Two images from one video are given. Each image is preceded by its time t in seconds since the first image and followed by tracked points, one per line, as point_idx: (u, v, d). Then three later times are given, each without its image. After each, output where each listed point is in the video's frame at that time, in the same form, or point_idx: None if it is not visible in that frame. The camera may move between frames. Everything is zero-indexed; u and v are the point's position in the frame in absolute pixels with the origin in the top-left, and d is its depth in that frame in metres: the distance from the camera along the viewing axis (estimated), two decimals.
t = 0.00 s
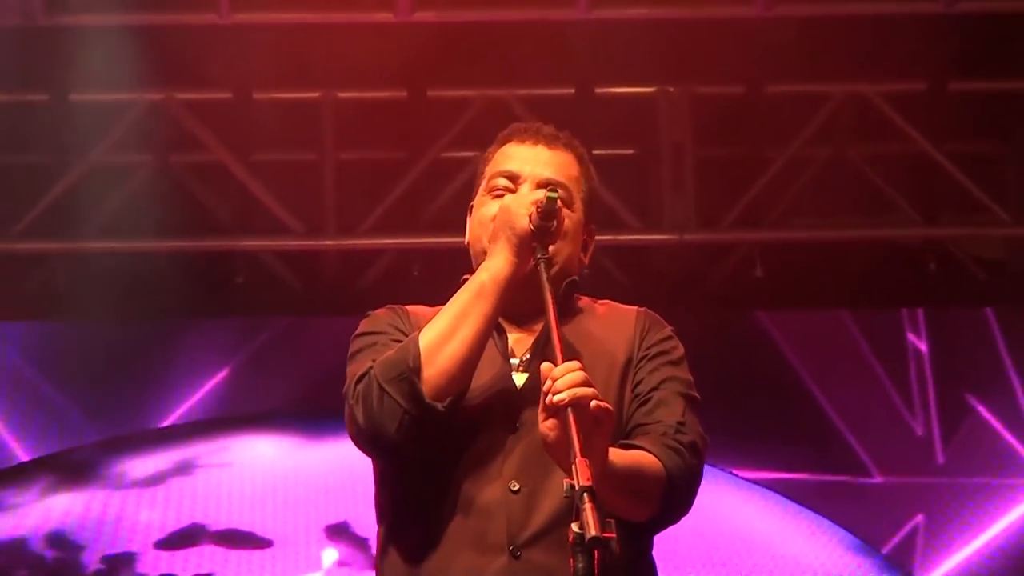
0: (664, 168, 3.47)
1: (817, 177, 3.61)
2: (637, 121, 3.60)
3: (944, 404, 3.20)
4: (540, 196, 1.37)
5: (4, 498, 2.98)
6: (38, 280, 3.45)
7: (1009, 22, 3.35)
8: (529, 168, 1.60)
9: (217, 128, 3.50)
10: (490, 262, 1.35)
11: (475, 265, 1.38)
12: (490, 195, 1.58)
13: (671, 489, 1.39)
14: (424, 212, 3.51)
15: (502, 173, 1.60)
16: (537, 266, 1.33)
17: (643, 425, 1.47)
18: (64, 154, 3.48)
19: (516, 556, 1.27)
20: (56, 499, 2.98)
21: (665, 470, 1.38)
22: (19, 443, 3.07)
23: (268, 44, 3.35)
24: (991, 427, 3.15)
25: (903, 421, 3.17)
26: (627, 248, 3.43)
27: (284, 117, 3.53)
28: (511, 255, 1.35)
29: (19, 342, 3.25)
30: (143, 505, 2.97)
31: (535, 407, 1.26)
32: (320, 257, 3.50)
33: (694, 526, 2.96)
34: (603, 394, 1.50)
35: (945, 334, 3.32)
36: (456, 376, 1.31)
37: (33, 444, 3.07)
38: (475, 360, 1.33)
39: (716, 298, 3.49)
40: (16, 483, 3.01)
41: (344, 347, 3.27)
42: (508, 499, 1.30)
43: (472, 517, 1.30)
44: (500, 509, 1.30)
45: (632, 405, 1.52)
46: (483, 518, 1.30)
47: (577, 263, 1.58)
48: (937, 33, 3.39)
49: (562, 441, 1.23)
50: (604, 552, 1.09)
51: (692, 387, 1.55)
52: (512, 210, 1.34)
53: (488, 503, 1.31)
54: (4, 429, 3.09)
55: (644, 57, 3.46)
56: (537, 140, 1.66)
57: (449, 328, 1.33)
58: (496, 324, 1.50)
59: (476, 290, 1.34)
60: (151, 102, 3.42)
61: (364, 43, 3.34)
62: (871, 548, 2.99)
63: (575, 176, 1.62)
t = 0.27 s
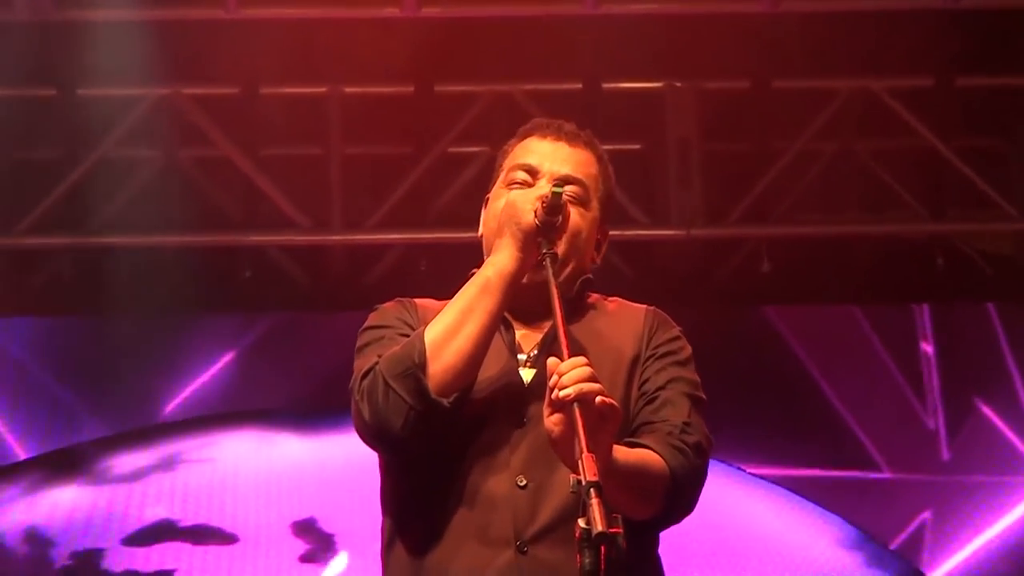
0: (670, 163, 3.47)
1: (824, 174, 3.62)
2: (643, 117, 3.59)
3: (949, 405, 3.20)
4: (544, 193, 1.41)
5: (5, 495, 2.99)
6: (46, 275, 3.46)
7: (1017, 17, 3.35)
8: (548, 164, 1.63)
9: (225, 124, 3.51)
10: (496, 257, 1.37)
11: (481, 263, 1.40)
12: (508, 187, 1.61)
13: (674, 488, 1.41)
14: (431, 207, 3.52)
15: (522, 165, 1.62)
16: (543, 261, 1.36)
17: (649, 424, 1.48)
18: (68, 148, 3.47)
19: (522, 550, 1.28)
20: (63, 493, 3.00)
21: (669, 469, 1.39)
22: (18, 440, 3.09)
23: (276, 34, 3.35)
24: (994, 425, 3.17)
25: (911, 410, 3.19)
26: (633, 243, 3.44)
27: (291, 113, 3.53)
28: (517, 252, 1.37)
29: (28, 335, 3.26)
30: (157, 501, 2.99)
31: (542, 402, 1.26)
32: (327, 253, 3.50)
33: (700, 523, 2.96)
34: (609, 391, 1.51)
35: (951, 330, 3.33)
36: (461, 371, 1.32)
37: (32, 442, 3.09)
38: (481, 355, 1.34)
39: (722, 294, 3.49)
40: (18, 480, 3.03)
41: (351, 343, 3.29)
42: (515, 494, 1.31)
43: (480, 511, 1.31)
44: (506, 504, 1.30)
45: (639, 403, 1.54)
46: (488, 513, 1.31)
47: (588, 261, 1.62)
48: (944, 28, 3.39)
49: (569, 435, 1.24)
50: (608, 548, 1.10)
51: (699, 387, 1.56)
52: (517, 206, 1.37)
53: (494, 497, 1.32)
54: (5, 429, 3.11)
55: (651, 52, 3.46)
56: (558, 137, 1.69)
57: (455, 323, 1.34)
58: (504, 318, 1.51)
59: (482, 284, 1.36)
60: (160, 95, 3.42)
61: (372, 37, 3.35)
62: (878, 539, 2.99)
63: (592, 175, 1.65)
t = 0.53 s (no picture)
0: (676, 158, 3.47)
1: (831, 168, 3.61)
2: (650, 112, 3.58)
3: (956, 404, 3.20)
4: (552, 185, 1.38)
5: None
6: (53, 272, 3.45)
7: None
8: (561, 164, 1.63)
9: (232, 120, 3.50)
10: (504, 251, 1.35)
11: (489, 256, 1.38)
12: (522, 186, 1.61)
13: (680, 483, 1.41)
14: (438, 202, 3.51)
15: (535, 164, 1.62)
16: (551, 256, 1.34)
17: (655, 419, 1.48)
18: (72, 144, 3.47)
19: (530, 542, 1.29)
20: (67, 488, 3.01)
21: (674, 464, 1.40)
22: (16, 437, 3.08)
23: (284, 32, 3.34)
24: (997, 423, 3.17)
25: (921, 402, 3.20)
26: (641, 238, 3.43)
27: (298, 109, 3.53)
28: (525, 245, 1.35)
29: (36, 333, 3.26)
30: (161, 497, 3.00)
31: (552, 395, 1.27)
32: (334, 248, 3.50)
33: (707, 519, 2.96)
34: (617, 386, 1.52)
35: (958, 327, 3.33)
36: (471, 366, 1.32)
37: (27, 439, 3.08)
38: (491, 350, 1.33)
39: (729, 288, 3.49)
40: (12, 475, 3.02)
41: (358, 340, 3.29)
42: (523, 487, 1.31)
43: (488, 501, 1.31)
44: (515, 497, 1.31)
45: (646, 398, 1.54)
46: (495, 505, 1.31)
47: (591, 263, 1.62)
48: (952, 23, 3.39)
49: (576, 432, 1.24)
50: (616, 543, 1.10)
51: (706, 381, 1.57)
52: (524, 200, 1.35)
53: (501, 492, 1.32)
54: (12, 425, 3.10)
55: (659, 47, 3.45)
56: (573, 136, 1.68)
57: (464, 318, 1.33)
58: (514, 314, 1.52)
59: (490, 280, 1.34)
60: (168, 91, 3.41)
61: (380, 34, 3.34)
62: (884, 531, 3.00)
63: (605, 174, 1.65)
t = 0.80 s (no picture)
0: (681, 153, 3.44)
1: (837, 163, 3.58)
2: (654, 107, 3.56)
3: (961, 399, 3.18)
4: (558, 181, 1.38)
5: None
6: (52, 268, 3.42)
7: None
8: (569, 158, 1.61)
9: (234, 115, 3.47)
10: (509, 245, 1.34)
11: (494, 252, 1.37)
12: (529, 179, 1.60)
13: (687, 478, 1.39)
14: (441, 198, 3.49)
15: (541, 159, 1.61)
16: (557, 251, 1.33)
17: (661, 414, 1.46)
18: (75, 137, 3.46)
19: (539, 537, 1.28)
20: (62, 486, 2.98)
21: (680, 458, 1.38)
22: None
23: (287, 26, 3.31)
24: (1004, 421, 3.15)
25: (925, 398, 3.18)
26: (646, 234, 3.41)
27: (300, 103, 3.49)
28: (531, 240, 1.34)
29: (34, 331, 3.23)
30: (159, 495, 2.98)
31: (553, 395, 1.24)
32: (337, 244, 3.47)
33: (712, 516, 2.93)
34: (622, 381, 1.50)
35: (964, 323, 3.30)
36: (477, 362, 1.30)
37: (22, 443, 3.06)
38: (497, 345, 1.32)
39: (734, 284, 3.46)
40: None
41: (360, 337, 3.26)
42: (531, 482, 1.30)
43: (494, 497, 1.30)
44: (523, 490, 1.30)
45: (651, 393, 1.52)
46: (502, 500, 1.30)
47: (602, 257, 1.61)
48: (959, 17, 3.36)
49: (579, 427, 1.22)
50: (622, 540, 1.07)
51: (711, 377, 1.55)
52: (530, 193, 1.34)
53: (509, 485, 1.31)
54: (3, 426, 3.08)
55: (664, 42, 3.42)
56: (580, 131, 1.67)
57: (469, 312, 1.32)
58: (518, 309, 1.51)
59: (495, 274, 1.33)
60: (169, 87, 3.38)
61: (383, 29, 3.31)
62: (873, 518, 3.02)
63: (611, 169, 1.63)
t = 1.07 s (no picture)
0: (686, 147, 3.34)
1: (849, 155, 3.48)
2: (659, 98, 3.45)
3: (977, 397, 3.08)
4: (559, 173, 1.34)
5: None
6: (38, 264, 3.31)
7: None
8: (574, 149, 1.53)
9: (224, 106, 3.36)
10: (509, 242, 1.31)
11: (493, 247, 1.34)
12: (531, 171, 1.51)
13: (692, 486, 1.31)
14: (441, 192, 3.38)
15: (545, 150, 1.53)
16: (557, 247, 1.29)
17: (667, 418, 1.38)
18: (62, 129, 3.35)
19: (539, 544, 1.23)
20: (50, 490, 2.90)
21: (684, 465, 1.30)
22: None
23: (279, 14, 3.19)
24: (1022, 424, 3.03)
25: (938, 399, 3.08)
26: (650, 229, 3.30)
27: (292, 94, 3.38)
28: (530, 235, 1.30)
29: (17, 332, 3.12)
30: (151, 497, 2.91)
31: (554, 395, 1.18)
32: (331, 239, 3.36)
33: (717, 525, 2.85)
34: (626, 380, 1.41)
35: (981, 321, 3.19)
36: (474, 361, 1.27)
37: None
38: (496, 342, 1.28)
39: (742, 280, 3.36)
40: None
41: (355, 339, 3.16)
42: (532, 487, 1.26)
43: (493, 501, 1.26)
44: (524, 495, 1.25)
45: (656, 394, 1.43)
46: (502, 504, 1.25)
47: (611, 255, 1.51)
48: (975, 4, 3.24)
49: (580, 429, 1.15)
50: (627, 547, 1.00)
51: (721, 379, 1.46)
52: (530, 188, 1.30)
53: (509, 489, 1.26)
54: None
55: (668, 31, 3.31)
56: (586, 122, 1.58)
57: (467, 310, 1.28)
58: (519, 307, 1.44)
59: (494, 271, 1.30)
60: (157, 77, 3.26)
61: (378, 17, 3.20)
62: (886, 524, 2.91)
63: (619, 160, 1.54)
